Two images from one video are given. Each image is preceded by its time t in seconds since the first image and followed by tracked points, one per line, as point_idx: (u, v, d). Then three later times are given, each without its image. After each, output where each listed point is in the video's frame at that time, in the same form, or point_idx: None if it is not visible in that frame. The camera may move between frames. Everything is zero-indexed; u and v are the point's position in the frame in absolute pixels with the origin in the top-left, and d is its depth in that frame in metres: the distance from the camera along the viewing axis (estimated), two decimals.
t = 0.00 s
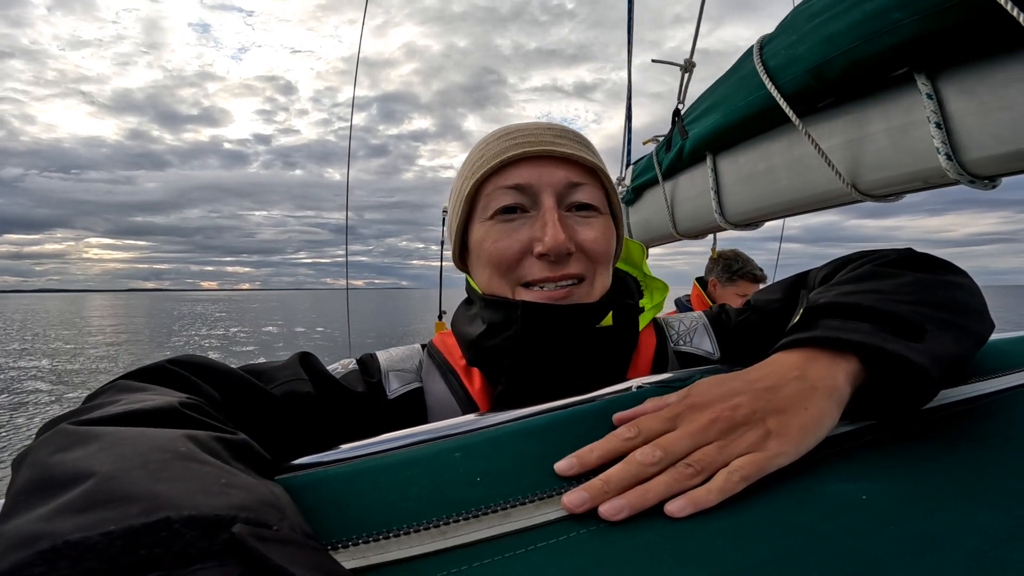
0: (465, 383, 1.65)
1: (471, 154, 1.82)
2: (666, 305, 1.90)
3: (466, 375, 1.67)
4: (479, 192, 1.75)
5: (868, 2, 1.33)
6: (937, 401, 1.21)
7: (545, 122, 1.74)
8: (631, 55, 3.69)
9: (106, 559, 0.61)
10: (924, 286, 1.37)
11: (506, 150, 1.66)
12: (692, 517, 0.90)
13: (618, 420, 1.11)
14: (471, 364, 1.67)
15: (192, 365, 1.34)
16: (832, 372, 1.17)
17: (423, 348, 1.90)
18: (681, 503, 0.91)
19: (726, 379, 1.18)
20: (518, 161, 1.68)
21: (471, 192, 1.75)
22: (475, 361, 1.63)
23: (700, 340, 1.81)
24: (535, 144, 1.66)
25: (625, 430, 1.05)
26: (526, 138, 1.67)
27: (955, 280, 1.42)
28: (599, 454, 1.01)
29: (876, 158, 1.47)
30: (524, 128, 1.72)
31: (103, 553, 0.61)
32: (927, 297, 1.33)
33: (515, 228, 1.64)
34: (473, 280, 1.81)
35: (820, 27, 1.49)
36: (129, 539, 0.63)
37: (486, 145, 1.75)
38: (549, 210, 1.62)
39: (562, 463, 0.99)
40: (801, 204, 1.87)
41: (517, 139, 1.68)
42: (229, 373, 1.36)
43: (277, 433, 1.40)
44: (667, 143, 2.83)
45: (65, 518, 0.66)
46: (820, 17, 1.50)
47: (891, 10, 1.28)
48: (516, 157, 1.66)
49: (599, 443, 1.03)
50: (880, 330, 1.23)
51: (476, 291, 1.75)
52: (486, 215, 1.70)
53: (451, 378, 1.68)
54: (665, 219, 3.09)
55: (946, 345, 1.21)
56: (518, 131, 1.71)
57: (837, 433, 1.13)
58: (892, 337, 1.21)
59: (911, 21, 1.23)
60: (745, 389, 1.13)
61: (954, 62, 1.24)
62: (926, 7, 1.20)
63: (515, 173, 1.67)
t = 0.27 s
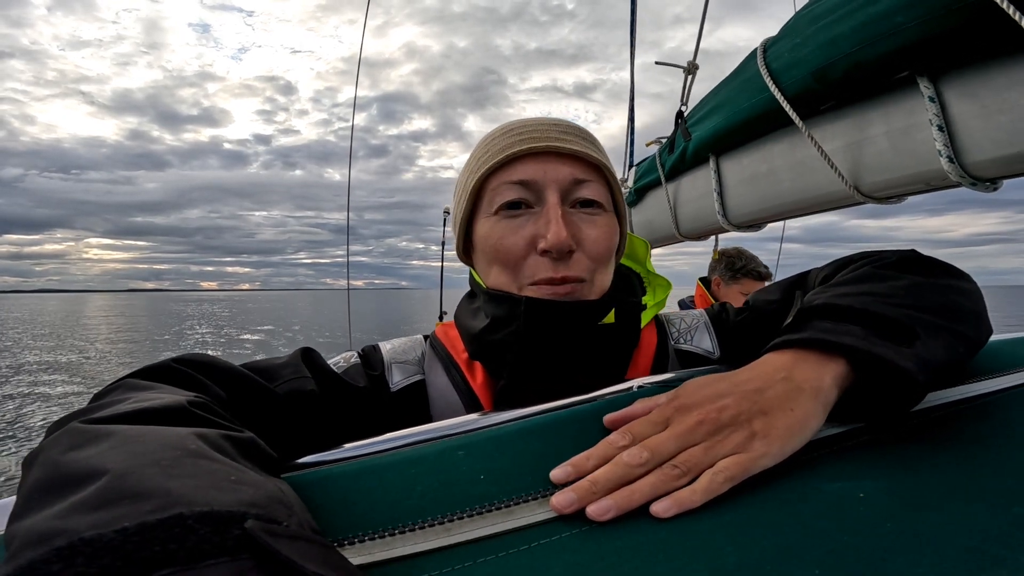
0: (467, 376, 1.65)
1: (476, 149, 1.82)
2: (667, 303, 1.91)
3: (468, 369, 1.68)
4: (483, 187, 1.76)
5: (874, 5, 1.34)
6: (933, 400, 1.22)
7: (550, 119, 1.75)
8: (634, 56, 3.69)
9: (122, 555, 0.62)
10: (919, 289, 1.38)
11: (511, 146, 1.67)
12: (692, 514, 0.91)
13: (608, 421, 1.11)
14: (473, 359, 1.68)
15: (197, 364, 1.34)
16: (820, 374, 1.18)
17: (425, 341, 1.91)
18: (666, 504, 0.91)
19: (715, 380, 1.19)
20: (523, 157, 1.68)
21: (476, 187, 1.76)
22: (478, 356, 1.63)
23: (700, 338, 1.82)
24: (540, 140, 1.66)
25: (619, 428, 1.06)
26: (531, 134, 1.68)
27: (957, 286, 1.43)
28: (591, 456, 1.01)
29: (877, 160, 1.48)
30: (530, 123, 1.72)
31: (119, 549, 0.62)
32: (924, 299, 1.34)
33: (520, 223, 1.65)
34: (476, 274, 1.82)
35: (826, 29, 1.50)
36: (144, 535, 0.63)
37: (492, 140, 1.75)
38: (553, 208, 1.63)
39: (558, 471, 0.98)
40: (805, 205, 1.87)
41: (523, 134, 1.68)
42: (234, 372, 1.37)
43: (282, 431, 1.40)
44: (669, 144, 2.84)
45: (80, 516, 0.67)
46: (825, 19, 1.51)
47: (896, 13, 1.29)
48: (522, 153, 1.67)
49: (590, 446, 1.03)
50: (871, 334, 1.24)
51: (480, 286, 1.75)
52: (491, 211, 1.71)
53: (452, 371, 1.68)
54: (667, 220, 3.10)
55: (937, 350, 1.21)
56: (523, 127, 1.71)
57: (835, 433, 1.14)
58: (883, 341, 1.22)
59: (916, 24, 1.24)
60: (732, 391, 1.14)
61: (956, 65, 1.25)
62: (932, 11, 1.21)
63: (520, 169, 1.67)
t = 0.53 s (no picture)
0: (464, 380, 1.65)
1: (470, 151, 1.82)
2: (666, 305, 1.90)
3: (465, 372, 1.67)
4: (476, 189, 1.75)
5: (884, 9, 1.33)
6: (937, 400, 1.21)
7: (544, 119, 1.74)
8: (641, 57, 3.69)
9: (115, 556, 0.61)
10: (921, 291, 1.37)
11: (503, 147, 1.66)
12: (691, 514, 0.91)
13: (608, 421, 1.10)
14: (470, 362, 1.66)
15: (194, 364, 1.34)
16: (822, 375, 1.18)
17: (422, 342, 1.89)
18: (665, 505, 0.91)
19: (718, 381, 1.18)
20: (516, 159, 1.68)
21: (469, 189, 1.75)
22: (473, 359, 1.63)
23: (701, 339, 1.81)
24: (533, 142, 1.66)
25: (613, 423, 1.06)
26: (524, 135, 1.67)
27: (957, 287, 1.42)
28: (592, 455, 1.01)
29: (888, 162, 1.48)
30: (523, 125, 1.71)
31: (112, 550, 0.62)
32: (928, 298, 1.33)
33: (512, 228, 1.64)
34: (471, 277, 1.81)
35: (836, 32, 1.49)
36: (138, 535, 0.63)
37: (485, 142, 1.75)
38: (544, 212, 1.62)
39: (563, 470, 0.98)
40: (814, 207, 1.87)
41: (515, 136, 1.68)
42: (231, 372, 1.36)
43: (280, 431, 1.40)
44: (677, 145, 2.84)
45: (74, 517, 0.66)
46: (835, 23, 1.50)
47: (907, 17, 1.28)
48: (514, 155, 1.66)
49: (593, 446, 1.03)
50: (874, 336, 1.24)
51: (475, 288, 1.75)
52: (484, 213, 1.71)
53: (449, 373, 1.67)
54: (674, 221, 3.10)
55: (940, 353, 1.21)
56: (516, 128, 1.70)
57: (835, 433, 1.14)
58: (886, 343, 1.22)
59: (926, 29, 1.23)
60: (735, 391, 1.13)
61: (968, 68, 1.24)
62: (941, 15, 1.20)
63: (512, 171, 1.67)
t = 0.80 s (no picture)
0: (463, 383, 1.64)
1: (472, 150, 1.82)
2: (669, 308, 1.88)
3: (464, 375, 1.66)
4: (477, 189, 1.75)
5: (901, 15, 1.33)
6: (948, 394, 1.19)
7: (545, 119, 1.73)
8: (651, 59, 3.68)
9: (108, 557, 0.61)
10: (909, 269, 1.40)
11: (504, 147, 1.66)
12: (690, 515, 0.91)
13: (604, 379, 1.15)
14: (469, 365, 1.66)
15: (192, 365, 1.33)
16: (815, 327, 1.22)
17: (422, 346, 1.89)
18: (676, 454, 0.94)
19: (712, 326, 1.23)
20: (516, 160, 1.67)
21: (470, 189, 1.75)
22: (473, 361, 1.63)
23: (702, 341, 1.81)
24: (533, 142, 1.65)
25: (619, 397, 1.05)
26: (525, 135, 1.67)
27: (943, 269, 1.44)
28: (604, 414, 1.04)
29: (902, 165, 1.47)
30: (524, 125, 1.71)
31: (105, 551, 0.61)
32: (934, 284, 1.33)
33: (511, 229, 1.63)
34: (473, 278, 1.81)
35: (853, 37, 1.48)
36: (130, 537, 0.62)
37: (487, 142, 1.74)
38: (544, 212, 1.61)
39: (579, 438, 1.00)
40: (828, 210, 1.86)
41: (516, 136, 1.67)
42: (229, 373, 1.36)
43: (279, 432, 1.39)
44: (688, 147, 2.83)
45: (67, 517, 0.66)
46: (852, 28, 1.49)
47: (924, 23, 1.28)
48: (514, 155, 1.66)
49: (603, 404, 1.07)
50: (861, 292, 1.29)
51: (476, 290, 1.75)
52: (484, 214, 1.71)
53: (448, 376, 1.67)
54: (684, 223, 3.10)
55: (933, 309, 1.23)
56: (517, 128, 1.70)
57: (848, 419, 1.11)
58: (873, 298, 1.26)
59: (942, 35, 1.23)
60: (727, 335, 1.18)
61: (984, 74, 1.24)
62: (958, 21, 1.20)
63: (513, 172, 1.66)
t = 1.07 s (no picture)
0: (463, 385, 1.64)
1: (480, 151, 1.81)
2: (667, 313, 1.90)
3: (464, 377, 1.66)
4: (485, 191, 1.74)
5: (921, 21, 1.34)
6: (934, 400, 1.24)
7: (554, 123, 1.73)
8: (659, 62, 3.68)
9: (103, 558, 0.61)
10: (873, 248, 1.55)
11: (514, 150, 1.66)
12: (690, 518, 0.92)
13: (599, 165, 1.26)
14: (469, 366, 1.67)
15: (191, 365, 1.33)
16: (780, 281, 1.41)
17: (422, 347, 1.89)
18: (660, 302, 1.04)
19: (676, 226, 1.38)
20: (525, 162, 1.67)
21: (477, 190, 1.74)
22: (473, 363, 1.63)
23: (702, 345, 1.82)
24: (543, 146, 1.65)
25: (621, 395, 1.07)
26: (534, 138, 1.67)
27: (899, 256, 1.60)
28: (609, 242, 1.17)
29: (916, 170, 1.48)
30: (533, 128, 1.71)
31: (100, 552, 0.61)
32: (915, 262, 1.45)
33: (518, 232, 1.63)
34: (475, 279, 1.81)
35: (870, 42, 1.47)
36: (125, 538, 0.62)
37: (495, 143, 1.74)
38: (551, 216, 1.60)
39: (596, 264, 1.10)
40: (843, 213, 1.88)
41: (527, 139, 1.67)
42: (229, 374, 1.35)
43: (278, 433, 1.39)
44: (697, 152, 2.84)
45: (63, 518, 0.65)
46: (867, 35, 1.49)
47: (943, 29, 1.29)
48: (523, 158, 1.65)
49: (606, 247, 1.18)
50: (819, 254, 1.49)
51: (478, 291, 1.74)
52: (490, 215, 1.70)
53: (448, 378, 1.67)
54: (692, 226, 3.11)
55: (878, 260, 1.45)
56: (526, 132, 1.70)
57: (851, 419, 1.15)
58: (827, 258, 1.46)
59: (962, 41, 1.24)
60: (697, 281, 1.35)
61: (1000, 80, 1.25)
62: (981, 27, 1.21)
63: (521, 174, 1.66)
